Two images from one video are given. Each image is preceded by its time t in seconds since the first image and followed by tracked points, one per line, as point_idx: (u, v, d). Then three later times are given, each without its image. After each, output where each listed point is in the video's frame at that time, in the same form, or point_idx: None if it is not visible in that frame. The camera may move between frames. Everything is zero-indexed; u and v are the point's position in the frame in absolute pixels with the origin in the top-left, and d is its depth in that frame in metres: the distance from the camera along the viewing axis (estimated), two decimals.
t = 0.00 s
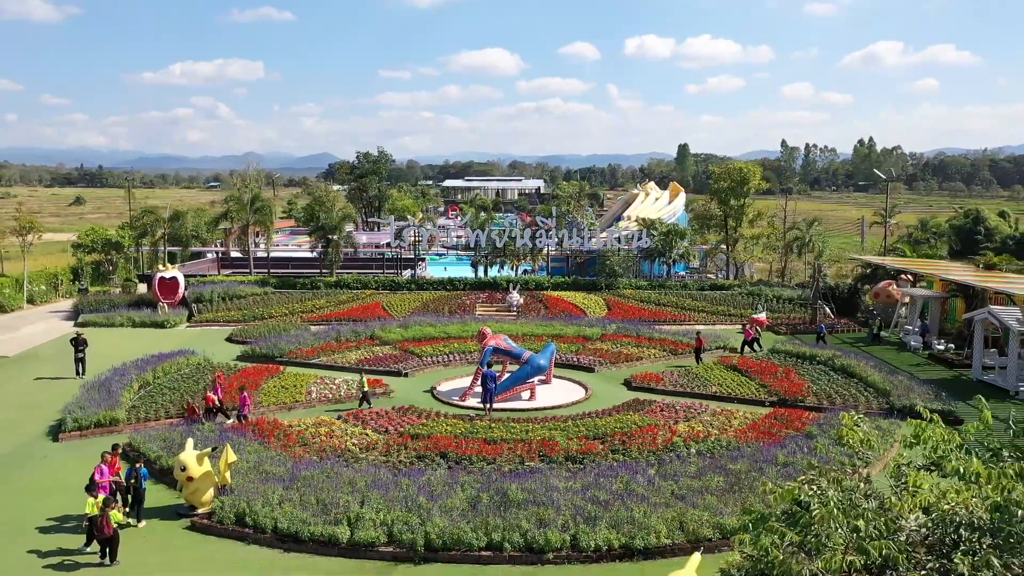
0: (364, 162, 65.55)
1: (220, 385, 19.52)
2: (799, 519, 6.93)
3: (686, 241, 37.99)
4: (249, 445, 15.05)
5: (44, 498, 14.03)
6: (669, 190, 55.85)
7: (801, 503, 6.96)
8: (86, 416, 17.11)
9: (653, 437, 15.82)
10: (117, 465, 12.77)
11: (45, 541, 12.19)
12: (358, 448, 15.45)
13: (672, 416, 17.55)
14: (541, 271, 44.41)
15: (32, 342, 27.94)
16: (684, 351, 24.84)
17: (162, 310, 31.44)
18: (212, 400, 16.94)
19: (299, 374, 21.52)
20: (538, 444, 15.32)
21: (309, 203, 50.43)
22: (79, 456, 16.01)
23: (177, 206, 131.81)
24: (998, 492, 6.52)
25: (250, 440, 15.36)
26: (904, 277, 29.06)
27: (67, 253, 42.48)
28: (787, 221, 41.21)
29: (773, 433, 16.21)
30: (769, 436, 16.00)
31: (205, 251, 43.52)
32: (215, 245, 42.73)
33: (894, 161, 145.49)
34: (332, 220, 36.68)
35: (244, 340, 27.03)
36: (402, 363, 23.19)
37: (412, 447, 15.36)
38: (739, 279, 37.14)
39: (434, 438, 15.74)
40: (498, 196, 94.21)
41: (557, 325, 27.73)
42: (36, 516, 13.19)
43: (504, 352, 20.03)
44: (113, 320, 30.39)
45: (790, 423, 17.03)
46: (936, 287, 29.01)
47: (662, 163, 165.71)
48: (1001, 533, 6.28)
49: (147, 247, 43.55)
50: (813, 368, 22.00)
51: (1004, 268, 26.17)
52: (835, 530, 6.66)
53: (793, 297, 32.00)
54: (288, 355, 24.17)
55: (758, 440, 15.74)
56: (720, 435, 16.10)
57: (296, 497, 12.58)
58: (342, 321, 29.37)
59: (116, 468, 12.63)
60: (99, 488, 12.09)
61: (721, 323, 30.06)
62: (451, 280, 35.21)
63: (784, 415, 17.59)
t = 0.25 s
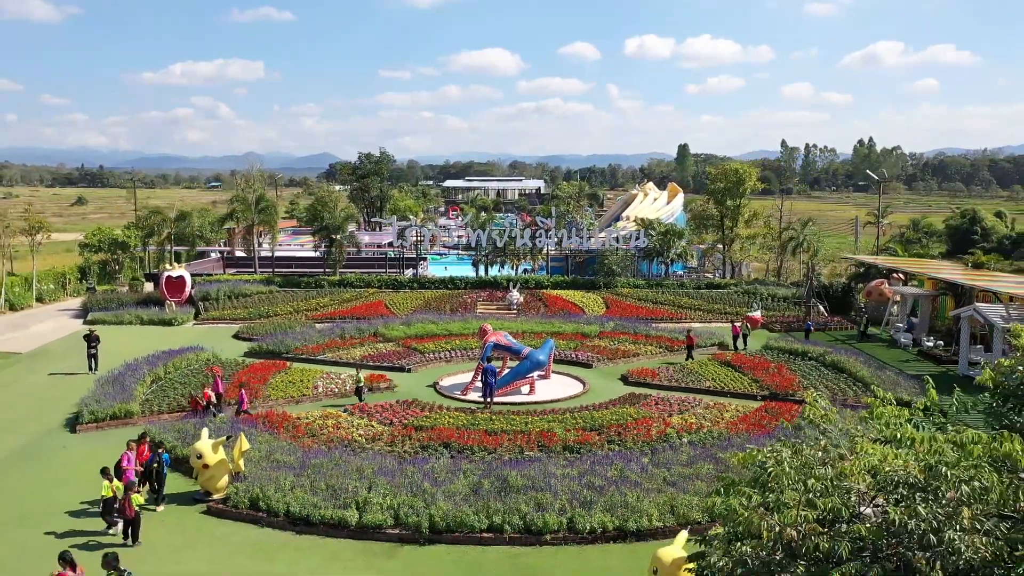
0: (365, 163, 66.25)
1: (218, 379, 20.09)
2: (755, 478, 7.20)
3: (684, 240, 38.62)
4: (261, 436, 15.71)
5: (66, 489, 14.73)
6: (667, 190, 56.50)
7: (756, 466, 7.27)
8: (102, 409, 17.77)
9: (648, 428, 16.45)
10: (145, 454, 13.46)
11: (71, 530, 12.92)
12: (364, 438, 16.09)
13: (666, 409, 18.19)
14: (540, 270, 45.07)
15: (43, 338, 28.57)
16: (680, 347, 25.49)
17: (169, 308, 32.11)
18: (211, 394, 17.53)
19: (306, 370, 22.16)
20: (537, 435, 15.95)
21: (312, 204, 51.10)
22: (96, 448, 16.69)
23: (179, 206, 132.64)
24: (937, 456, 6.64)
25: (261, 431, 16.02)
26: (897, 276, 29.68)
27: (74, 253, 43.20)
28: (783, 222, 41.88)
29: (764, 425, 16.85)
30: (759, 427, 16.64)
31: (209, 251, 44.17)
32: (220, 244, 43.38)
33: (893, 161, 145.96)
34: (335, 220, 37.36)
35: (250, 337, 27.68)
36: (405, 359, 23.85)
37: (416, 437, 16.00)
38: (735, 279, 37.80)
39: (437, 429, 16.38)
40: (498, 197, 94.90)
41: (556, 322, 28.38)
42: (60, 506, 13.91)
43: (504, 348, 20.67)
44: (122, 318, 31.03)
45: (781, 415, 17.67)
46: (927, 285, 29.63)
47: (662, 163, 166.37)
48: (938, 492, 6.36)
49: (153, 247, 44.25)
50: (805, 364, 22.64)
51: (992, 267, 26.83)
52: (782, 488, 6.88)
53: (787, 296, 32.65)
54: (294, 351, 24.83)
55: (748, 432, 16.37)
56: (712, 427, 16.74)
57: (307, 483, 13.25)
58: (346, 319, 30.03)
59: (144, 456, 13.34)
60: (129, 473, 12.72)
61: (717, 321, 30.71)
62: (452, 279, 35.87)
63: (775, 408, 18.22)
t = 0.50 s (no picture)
0: (368, 163, 66.96)
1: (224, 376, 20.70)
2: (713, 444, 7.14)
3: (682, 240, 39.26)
4: (272, 428, 16.38)
5: (86, 480, 15.40)
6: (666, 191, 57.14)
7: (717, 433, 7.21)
8: (118, 403, 18.48)
9: (643, 421, 17.07)
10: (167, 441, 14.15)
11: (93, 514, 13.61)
12: (370, 430, 16.74)
13: (661, 403, 18.82)
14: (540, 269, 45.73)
15: (54, 336, 29.23)
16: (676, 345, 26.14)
17: (177, 307, 32.78)
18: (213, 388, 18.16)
19: (312, 366, 22.81)
20: (536, 427, 16.58)
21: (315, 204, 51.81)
22: (112, 439, 17.34)
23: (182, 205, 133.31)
24: (892, 429, 6.38)
25: (271, 424, 16.68)
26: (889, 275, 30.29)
27: (82, 252, 43.87)
28: (780, 222, 42.51)
29: (755, 418, 17.49)
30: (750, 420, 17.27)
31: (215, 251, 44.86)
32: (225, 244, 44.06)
33: (893, 162, 146.13)
34: (339, 220, 38.04)
35: (257, 334, 28.34)
36: (408, 356, 24.51)
37: (419, 429, 16.64)
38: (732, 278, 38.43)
39: (440, 421, 17.02)
40: (499, 197, 95.52)
41: (556, 321, 29.02)
42: (79, 496, 14.54)
43: (505, 345, 21.31)
44: (130, 316, 31.70)
45: (772, 409, 18.30)
46: (919, 284, 30.24)
47: (663, 163, 167.02)
48: (887, 460, 6.07)
49: (159, 246, 44.95)
50: (798, 360, 23.28)
51: (982, 267, 27.47)
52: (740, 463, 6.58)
53: (783, 295, 33.28)
54: (300, 348, 25.49)
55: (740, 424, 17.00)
56: (706, 420, 17.37)
57: (317, 471, 13.91)
58: (350, 317, 30.68)
59: (166, 443, 14.04)
60: (156, 463, 13.31)
61: (713, 319, 31.34)
62: (453, 278, 36.53)
63: (766, 403, 18.85)
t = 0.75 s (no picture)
0: (370, 164, 67.64)
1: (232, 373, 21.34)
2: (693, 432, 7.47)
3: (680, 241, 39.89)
4: (282, 421, 17.05)
5: (104, 472, 16.07)
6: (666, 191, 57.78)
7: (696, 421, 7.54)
8: (132, 398, 19.17)
9: (639, 414, 17.71)
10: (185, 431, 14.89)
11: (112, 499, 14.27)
12: (376, 423, 17.38)
13: (657, 398, 19.47)
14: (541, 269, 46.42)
15: (64, 333, 29.89)
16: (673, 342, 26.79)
17: (184, 305, 33.46)
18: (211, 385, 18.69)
19: (318, 363, 23.46)
20: (536, 420, 17.22)
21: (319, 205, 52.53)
22: (127, 433, 18.02)
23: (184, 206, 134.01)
24: (853, 407, 6.56)
25: (281, 417, 17.34)
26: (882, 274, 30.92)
27: (89, 252, 44.57)
28: (777, 222, 43.17)
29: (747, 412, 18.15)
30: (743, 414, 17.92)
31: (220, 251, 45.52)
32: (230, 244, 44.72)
33: (892, 162, 146.37)
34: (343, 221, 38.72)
35: (263, 332, 29.00)
36: (412, 353, 25.17)
37: (423, 422, 17.28)
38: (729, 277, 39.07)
39: (443, 415, 17.66)
40: (500, 197, 96.13)
41: (556, 319, 29.67)
42: (99, 488, 15.22)
43: (505, 342, 21.96)
44: (139, 315, 32.37)
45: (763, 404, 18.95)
46: (911, 284, 30.87)
47: (663, 163, 167.75)
48: (845, 438, 6.29)
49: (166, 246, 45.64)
50: (791, 357, 23.93)
51: (971, 267, 28.13)
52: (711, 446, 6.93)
53: (778, 294, 33.93)
54: (306, 345, 26.17)
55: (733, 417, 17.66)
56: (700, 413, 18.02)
57: (327, 461, 14.57)
58: (354, 316, 31.35)
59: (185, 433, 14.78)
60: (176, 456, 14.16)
61: (710, 318, 31.98)
62: (455, 278, 37.20)
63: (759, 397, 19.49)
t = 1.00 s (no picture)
0: (372, 165, 68.34)
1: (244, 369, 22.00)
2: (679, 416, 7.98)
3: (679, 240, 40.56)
4: (292, 413, 17.71)
5: (121, 462, 16.75)
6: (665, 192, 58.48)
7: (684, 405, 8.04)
8: (147, 393, 19.91)
9: (636, 408, 18.35)
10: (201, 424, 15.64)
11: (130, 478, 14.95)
12: (382, 417, 18.02)
13: (653, 392, 20.13)
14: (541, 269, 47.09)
15: (75, 331, 30.51)
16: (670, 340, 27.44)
17: (191, 304, 34.11)
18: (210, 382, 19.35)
19: (325, 359, 24.10)
20: (536, 413, 17.86)
21: (323, 205, 53.23)
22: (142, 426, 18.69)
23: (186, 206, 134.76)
24: (822, 389, 7.01)
25: (291, 410, 17.99)
26: (877, 274, 31.54)
27: (96, 252, 45.26)
28: (774, 223, 43.85)
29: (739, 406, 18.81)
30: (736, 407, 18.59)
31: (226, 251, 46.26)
32: (236, 244, 45.44)
33: (892, 163, 147.04)
34: (347, 221, 39.41)
35: (270, 330, 29.67)
36: (416, 350, 25.83)
37: (428, 416, 17.92)
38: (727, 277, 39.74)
39: (447, 409, 18.30)
40: (501, 198, 96.80)
41: (556, 317, 30.33)
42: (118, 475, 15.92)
43: (507, 339, 22.60)
44: (148, 313, 33.02)
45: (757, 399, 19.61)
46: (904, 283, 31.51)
47: (664, 163, 168.41)
48: (814, 417, 6.73)
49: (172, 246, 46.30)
50: (784, 354, 24.60)
51: (962, 267, 28.81)
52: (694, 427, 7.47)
53: (774, 293, 34.60)
54: (312, 343, 26.84)
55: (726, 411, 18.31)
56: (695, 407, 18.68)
57: (337, 451, 15.23)
58: (358, 314, 32.01)
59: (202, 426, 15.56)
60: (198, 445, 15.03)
61: (707, 316, 32.63)
62: (457, 277, 37.86)
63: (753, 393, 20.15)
